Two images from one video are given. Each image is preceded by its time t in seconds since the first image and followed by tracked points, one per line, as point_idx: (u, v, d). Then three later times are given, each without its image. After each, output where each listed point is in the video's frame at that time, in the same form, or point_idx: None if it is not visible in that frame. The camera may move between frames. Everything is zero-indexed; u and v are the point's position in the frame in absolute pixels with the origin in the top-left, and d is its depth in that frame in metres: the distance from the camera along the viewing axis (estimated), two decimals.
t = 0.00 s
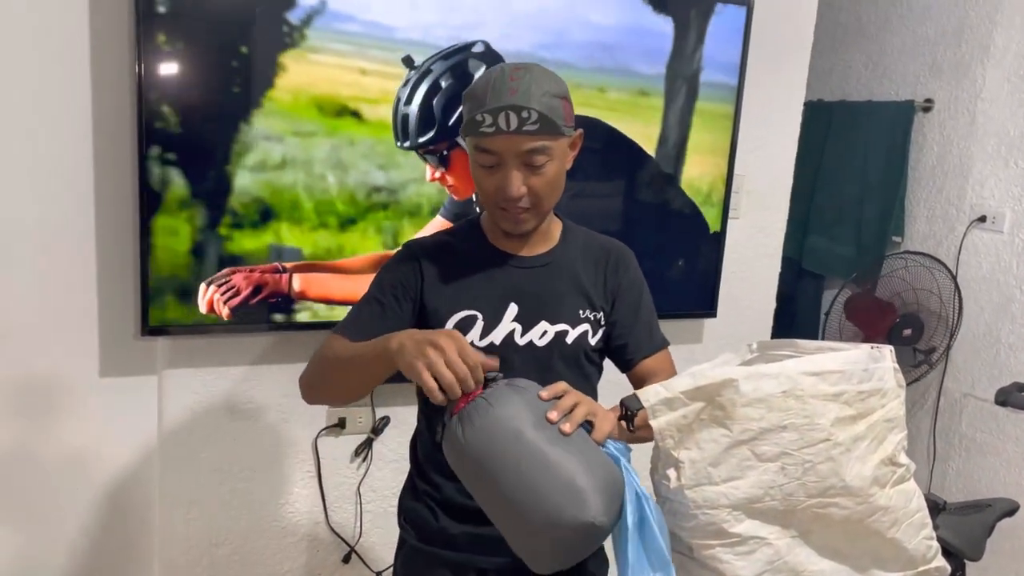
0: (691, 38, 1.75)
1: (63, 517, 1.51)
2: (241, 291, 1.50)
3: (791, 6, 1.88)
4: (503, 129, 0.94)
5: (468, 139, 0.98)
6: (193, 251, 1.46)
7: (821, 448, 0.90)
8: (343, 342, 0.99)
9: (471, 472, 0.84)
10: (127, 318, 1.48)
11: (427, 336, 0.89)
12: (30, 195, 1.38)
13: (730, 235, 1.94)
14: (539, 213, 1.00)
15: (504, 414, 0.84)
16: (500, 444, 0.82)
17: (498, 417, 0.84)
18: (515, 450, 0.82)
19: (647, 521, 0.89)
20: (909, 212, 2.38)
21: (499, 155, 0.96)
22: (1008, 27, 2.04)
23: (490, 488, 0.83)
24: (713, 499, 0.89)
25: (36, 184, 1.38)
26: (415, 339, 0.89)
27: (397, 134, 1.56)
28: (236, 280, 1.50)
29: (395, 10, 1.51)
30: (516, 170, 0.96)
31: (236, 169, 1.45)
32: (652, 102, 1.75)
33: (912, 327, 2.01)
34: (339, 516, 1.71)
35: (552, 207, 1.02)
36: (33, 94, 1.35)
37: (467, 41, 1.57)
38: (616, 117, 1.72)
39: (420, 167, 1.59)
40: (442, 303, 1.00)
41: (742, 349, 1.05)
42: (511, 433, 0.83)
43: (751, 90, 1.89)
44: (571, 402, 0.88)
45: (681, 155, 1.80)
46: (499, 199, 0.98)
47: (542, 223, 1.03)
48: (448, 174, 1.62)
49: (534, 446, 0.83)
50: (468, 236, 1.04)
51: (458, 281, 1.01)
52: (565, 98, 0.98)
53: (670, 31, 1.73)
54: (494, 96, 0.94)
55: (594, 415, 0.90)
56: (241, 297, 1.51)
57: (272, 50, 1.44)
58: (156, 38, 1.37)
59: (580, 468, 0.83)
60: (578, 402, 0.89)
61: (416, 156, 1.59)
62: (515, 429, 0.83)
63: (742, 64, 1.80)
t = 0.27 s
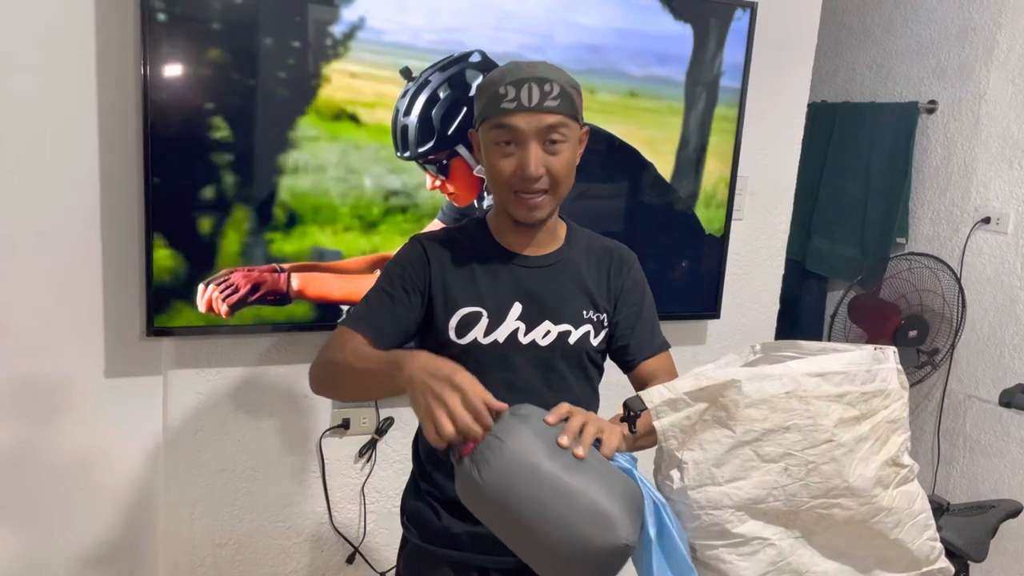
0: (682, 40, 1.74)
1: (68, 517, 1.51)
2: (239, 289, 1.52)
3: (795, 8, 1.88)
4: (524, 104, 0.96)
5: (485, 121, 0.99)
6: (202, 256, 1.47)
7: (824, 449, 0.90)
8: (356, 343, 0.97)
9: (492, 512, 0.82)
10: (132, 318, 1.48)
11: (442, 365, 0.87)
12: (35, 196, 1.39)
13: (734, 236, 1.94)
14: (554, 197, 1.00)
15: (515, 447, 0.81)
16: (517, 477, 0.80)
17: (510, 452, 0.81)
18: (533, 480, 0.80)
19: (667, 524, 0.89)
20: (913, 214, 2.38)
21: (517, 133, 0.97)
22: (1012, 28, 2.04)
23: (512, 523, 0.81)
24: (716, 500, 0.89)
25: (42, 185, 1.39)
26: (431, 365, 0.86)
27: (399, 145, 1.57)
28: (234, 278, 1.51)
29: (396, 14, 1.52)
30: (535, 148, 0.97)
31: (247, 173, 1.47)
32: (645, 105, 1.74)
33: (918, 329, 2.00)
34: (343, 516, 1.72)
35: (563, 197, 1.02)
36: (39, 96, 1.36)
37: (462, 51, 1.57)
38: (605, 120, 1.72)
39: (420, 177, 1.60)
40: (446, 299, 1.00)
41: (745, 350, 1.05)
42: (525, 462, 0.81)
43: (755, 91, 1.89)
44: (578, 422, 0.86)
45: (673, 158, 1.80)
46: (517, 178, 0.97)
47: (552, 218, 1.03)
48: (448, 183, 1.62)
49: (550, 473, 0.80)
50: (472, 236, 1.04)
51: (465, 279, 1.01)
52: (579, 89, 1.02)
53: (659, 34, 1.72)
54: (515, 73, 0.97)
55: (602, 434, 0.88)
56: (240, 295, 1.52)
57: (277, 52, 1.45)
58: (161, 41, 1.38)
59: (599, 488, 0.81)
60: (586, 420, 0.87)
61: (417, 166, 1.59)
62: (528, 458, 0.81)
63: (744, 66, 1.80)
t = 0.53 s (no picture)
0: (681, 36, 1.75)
1: (71, 519, 1.52)
2: (252, 279, 1.52)
3: (796, 10, 1.88)
4: (534, 99, 0.97)
5: (494, 117, 1.00)
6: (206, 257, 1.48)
7: (824, 451, 0.90)
8: (356, 348, 0.98)
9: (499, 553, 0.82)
10: (135, 319, 1.49)
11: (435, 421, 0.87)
12: (38, 198, 1.39)
13: (735, 238, 1.94)
14: (561, 194, 1.00)
15: (512, 489, 0.83)
16: (516, 515, 0.81)
17: (508, 493, 0.82)
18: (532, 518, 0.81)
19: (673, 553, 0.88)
20: (915, 215, 2.38)
21: (526, 129, 0.98)
22: (1014, 29, 2.04)
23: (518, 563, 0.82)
24: (716, 502, 0.90)
25: (45, 187, 1.39)
26: (422, 428, 0.87)
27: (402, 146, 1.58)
28: (247, 268, 1.52)
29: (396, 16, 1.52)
30: (543, 144, 0.98)
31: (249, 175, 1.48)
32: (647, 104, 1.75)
33: (921, 331, 2.00)
34: (345, 518, 1.72)
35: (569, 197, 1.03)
36: (42, 98, 1.37)
37: (468, 49, 1.58)
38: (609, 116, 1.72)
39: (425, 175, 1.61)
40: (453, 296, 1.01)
41: (745, 352, 1.05)
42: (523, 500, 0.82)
43: (756, 93, 1.89)
44: (575, 457, 0.86)
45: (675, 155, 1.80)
46: (524, 172, 0.98)
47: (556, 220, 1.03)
48: (453, 178, 1.63)
49: (549, 508, 0.81)
50: (475, 237, 1.04)
51: (470, 279, 1.01)
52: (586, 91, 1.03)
53: (658, 30, 1.73)
54: (526, 70, 0.99)
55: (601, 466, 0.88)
56: (251, 284, 1.53)
57: (278, 55, 1.46)
58: (164, 44, 1.38)
59: (598, 521, 0.82)
60: (583, 454, 0.87)
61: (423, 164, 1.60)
62: (526, 496, 0.82)
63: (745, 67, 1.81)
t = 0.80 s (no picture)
0: (682, 37, 1.75)
1: (72, 520, 1.52)
2: (262, 279, 1.54)
3: (796, 10, 1.88)
4: (536, 107, 0.97)
5: (497, 122, 1.00)
6: (210, 260, 1.48)
7: (823, 452, 0.90)
8: (358, 337, 0.97)
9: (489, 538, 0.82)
10: (136, 321, 1.49)
11: (441, 415, 0.87)
12: (39, 200, 1.39)
13: (735, 239, 1.94)
14: (562, 200, 1.00)
15: (508, 472, 0.83)
16: (508, 499, 0.81)
17: (502, 476, 0.82)
18: (524, 502, 0.80)
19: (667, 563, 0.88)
20: (915, 216, 2.38)
21: (528, 136, 0.98)
22: (1014, 29, 2.04)
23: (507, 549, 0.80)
24: (715, 503, 0.90)
25: (46, 188, 1.39)
26: (430, 421, 0.87)
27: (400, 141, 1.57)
28: (256, 269, 1.53)
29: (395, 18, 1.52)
30: (544, 151, 0.98)
31: (248, 176, 1.48)
32: (648, 105, 1.75)
33: (922, 331, 1.99)
34: (345, 519, 1.72)
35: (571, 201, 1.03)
36: (43, 100, 1.37)
37: (465, 43, 1.58)
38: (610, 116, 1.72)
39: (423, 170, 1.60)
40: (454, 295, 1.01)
41: (745, 353, 1.05)
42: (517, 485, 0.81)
43: (755, 94, 1.89)
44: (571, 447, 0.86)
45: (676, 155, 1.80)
46: (525, 180, 0.98)
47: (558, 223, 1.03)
48: (453, 173, 1.63)
49: (542, 494, 0.81)
50: (475, 237, 1.04)
51: (471, 278, 1.01)
52: (589, 95, 1.03)
53: (659, 30, 1.73)
54: (529, 76, 0.98)
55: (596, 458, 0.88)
56: (262, 285, 1.54)
57: (278, 56, 1.46)
58: (164, 46, 1.39)
59: (588, 508, 0.80)
60: (580, 445, 0.87)
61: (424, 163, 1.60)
62: (520, 482, 0.82)
63: (744, 68, 1.81)
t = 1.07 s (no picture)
0: (688, 37, 1.76)
1: (73, 522, 1.52)
2: (291, 277, 1.55)
3: (795, 12, 1.88)
4: (534, 111, 0.97)
5: (496, 126, 1.00)
6: (221, 260, 1.49)
7: (821, 453, 0.90)
8: (361, 339, 0.97)
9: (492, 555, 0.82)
10: (136, 323, 1.49)
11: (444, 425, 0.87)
12: (39, 201, 1.40)
13: (734, 240, 1.95)
14: (561, 202, 1.00)
15: (501, 488, 0.84)
16: (503, 515, 0.82)
17: (495, 496, 0.83)
18: (518, 515, 0.81)
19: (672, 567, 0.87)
20: (915, 216, 2.38)
21: (526, 140, 0.98)
22: (1013, 30, 2.04)
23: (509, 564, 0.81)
24: (714, 505, 0.90)
25: (47, 190, 1.40)
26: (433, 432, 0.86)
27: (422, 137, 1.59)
28: (286, 267, 1.54)
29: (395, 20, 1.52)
30: (543, 156, 0.98)
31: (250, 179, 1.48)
32: (649, 105, 1.75)
33: (922, 331, 1.99)
34: (346, 520, 1.72)
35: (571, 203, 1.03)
36: (43, 102, 1.37)
37: (484, 41, 1.59)
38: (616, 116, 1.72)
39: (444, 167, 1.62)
40: (456, 296, 1.01)
41: (744, 355, 1.05)
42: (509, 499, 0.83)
43: (755, 95, 1.89)
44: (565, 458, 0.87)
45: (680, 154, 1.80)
46: (524, 184, 0.98)
47: (559, 225, 1.03)
48: (472, 169, 1.64)
49: (533, 506, 0.81)
50: (476, 238, 1.04)
51: (472, 280, 1.02)
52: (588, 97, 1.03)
53: (665, 31, 1.74)
54: (527, 80, 0.98)
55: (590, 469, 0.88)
56: (291, 283, 1.55)
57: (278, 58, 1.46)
58: (164, 48, 1.39)
59: (580, 513, 0.80)
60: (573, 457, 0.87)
61: (426, 164, 1.60)
62: (512, 496, 0.83)
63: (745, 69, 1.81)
